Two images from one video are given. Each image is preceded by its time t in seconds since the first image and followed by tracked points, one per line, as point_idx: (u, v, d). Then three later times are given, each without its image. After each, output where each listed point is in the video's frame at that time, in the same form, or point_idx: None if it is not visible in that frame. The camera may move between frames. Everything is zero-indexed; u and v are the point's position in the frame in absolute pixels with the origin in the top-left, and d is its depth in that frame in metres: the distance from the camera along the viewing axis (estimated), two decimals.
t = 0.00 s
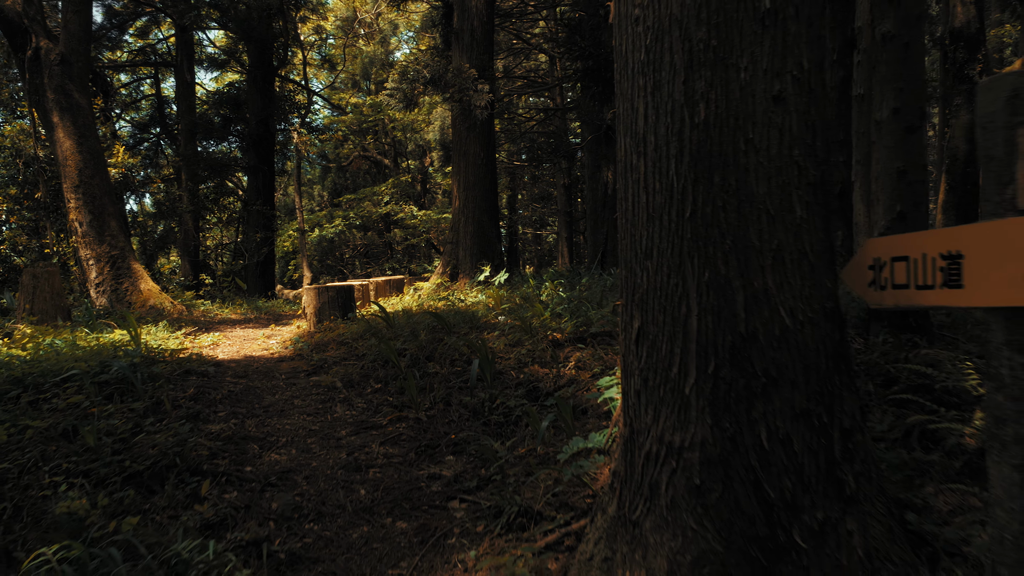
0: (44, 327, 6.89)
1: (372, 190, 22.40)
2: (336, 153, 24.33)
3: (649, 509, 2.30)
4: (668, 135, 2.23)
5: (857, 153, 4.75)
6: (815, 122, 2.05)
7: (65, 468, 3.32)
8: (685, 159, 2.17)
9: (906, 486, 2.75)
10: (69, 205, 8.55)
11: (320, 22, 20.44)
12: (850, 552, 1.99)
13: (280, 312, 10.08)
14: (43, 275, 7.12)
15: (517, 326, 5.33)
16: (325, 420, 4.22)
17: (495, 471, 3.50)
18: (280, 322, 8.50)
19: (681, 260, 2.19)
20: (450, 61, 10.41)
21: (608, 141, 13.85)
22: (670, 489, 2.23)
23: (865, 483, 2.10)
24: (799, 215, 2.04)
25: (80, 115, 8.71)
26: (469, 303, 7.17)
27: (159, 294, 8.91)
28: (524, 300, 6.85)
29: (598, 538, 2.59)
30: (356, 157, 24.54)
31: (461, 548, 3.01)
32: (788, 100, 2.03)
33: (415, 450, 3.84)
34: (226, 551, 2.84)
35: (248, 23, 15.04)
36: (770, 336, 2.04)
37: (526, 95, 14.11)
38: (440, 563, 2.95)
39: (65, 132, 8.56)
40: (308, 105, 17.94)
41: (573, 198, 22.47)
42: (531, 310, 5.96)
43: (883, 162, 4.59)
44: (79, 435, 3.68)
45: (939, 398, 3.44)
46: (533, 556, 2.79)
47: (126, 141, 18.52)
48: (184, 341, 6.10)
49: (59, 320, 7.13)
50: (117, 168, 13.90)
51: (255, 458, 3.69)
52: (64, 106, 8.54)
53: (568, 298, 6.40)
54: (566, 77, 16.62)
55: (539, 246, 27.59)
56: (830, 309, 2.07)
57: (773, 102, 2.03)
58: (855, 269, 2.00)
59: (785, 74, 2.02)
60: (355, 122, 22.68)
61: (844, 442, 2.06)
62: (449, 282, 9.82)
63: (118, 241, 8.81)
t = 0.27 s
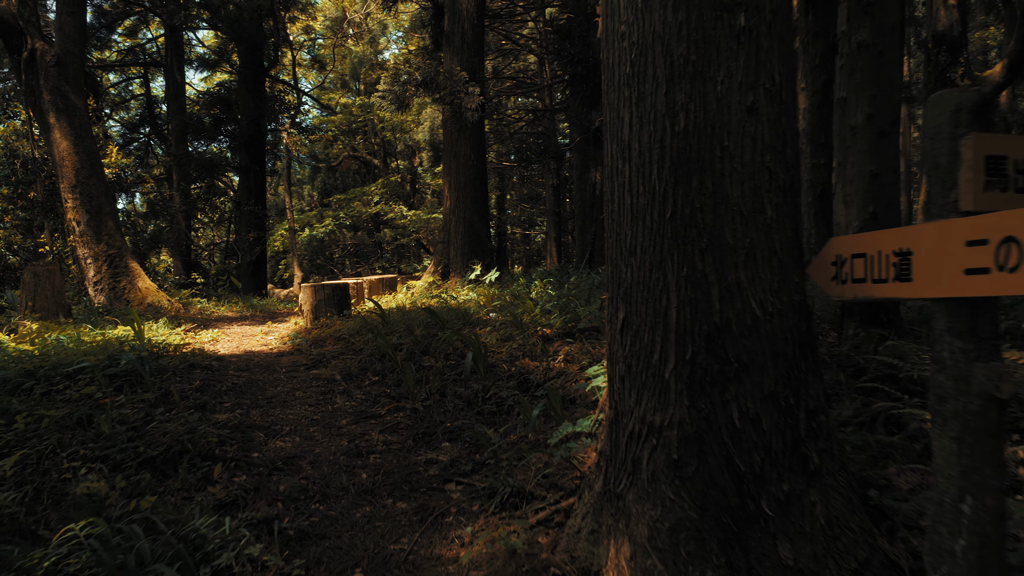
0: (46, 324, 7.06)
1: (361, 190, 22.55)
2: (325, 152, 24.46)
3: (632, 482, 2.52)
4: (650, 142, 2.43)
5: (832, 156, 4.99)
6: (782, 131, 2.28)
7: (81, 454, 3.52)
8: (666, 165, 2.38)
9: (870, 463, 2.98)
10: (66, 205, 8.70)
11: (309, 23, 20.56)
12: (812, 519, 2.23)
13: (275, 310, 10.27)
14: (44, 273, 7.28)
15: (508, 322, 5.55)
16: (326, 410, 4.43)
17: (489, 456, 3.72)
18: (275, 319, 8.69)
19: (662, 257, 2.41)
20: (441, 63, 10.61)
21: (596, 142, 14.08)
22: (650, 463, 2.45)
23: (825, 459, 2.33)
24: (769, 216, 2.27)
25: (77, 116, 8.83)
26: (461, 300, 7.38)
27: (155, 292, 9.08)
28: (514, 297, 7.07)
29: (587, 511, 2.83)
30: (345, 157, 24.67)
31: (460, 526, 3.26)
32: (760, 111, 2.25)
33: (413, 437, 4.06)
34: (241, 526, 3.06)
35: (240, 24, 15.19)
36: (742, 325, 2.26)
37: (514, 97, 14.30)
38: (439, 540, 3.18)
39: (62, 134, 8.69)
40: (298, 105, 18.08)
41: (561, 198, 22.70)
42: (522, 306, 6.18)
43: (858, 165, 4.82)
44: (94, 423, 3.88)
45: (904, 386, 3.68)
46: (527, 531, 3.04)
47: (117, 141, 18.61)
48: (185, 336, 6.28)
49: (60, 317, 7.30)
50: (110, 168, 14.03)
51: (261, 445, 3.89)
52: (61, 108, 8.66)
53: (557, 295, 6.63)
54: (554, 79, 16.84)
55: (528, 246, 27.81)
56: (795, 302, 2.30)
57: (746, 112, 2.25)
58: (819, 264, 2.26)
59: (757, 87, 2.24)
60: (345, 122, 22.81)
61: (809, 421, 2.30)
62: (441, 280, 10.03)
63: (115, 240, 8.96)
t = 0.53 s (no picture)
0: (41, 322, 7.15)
1: (349, 189, 22.63)
2: (313, 152, 24.51)
3: (617, 466, 2.68)
4: (633, 150, 2.59)
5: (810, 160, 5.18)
6: (755, 139, 2.47)
7: (86, 446, 3.66)
8: (647, 171, 2.54)
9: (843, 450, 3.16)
10: (61, 205, 8.78)
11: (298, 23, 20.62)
12: (784, 500, 2.40)
13: (265, 309, 10.36)
14: (39, 272, 7.37)
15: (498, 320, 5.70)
16: (321, 404, 4.57)
17: (480, 446, 3.88)
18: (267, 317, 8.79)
19: (644, 255, 2.56)
20: (430, 66, 10.75)
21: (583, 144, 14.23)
22: (633, 449, 2.61)
23: (797, 444, 2.50)
24: (743, 218, 2.45)
25: (71, 117, 8.90)
26: (451, 298, 7.53)
27: (147, 291, 9.16)
28: (503, 296, 7.23)
29: (574, 497, 3.00)
30: (333, 157, 24.74)
31: (453, 512, 3.42)
32: (735, 121, 2.43)
33: (406, 430, 4.21)
34: (244, 513, 3.21)
35: (230, 26, 15.28)
36: (718, 319, 2.43)
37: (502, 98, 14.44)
38: (433, 526, 3.34)
39: (56, 134, 8.76)
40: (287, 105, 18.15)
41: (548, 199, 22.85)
42: (510, 304, 6.34)
43: (835, 169, 5.01)
44: (98, 417, 4.01)
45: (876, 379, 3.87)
46: (517, 516, 3.21)
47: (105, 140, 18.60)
48: (180, 334, 6.40)
49: (55, 316, 7.39)
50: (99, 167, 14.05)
51: (260, 437, 4.03)
52: (55, 109, 8.72)
53: (545, 293, 6.79)
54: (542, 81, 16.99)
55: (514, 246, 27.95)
56: (768, 298, 2.48)
57: (722, 122, 2.42)
58: (790, 263, 2.44)
59: (732, 99, 2.42)
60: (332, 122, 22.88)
61: (781, 409, 2.47)
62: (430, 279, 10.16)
63: (108, 240, 9.04)
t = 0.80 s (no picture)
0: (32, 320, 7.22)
1: (333, 189, 22.66)
2: (297, 152, 24.52)
3: (600, 452, 2.81)
4: (614, 152, 2.72)
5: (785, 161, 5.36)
6: (728, 143, 2.63)
7: (86, 438, 3.77)
8: (628, 172, 2.68)
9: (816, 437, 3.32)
10: (51, 204, 8.83)
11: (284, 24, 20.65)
12: (758, 483, 2.56)
13: (252, 308, 10.42)
14: (30, 271, 7.43)
15: (485, 317, 5.85)
16: (313, 399, 4.69)
17: (469, 438, 4.02)
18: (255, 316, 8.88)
19: (625, 251, 2.70)
20: (417, 68, 10.87)
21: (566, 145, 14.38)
22: (615, 435, 2.75)
23: (769, 430, 2.66)
24: (717, 217, 2.61)
25: (63, 117, 8.93)
26: (438, 296, 7.65)
27: (136, 289, 9.22)
28: (489, 294, 7.36)
29: (559, 484, 3.14)
30: (317, 157, 24.76)
31: (443, 500, 3.55)
32: (708, 127, 2.59)
33: (397, 423, 4.34)
34: (244, 501, 3.34)
35: (218, 27, 15.31)
36: (694, 312, 2.58)
37: (487, 99, 14.55)
38: (424, 514, 3.48)
39: (47, 134, 8.79)
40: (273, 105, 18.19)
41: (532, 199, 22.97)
42: (496, 302, 6.48)
43: (809, 170, 5.20)
44: (96, 410, 4.12)
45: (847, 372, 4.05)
46: (506, 503, 3.35)
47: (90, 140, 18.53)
48: (171, 331, 6.48)
49: (46, 313, 7.45)
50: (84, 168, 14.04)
51: (254, 430, 4.14)
52: (47, 110, 8.76)
53: (529, 292, 6.93)
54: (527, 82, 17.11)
55: (498, 246, 28.07)
56: (741, 292, 2.64)
57: (697, 127, 2.58)
58: (761, 258, 2.62)
59: (706, 106, 2.58)
60: (317, 122, 22.91)
61: (754, 396, 2.63)
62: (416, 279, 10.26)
63: (98, 239, 9.08)
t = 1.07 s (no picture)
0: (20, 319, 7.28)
1: (316, 189, 22.67)
2: (280, 152, 24.51)
3: (582, 439, 2.97)
4: (593, 156, 2.88)
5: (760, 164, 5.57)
6: (699, 148, 2.81)
7: (84, 430, 3.89)
8: (606, 175, 2.84)
9: (787, 425, 3.50)
10: (38, 204, 8.88)
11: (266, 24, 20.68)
12: (730, 467, 2.74)
13: (237, 307, 10.49)
14: (19, 270, 7.50)
15: (470, 314, 6.00)
16: (303, 394, 4.82)
17: (456, 430, 4.17)
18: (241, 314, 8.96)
19: (605, 249, 2.86)
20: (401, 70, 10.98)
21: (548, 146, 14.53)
22: (596, 422, 2.91)
23: (740, 416, 2.83)
24: (690, 217, 2.79)
25: (51, 118, 8.98)
26: (422, 295, 7.78)
27: (122, 288, 9.28)
28: (473, 293, 7.51)
29: (542, 471, 3.30)
30: (299, 157, 24.77)
31: (431, 488, 3.70)
32: (681, 133, 2.77)
33: (386, 416, 4.48)
34: (240, 489, 3.48)
35: (203, 27, 15.34)
36: (669, 306, 2.76)
37: (470, 101, 14.67)
38: (413, 501, 3.63)
39: (35, 134, 8.84)
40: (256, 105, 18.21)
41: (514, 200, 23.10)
42: (480, 300, 6.63)
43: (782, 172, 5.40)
44: (92, 404, 4.23)
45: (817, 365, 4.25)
46: (492, 490, 3.50)
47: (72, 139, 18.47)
48: (160, 328, 6.58)
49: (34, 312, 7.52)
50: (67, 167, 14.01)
51: (247, 423, 4.27)
52: (35, 110, 8.81)
53: (513, 290, 7.08)
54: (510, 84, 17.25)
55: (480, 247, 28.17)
56: (713, 287, 2.82)
57: (670, 134, 2.76)
58: (731, 256, 2.80)
59: (679, 113, 2.76)
60: (299, 122, 22.93)
61: (726, 385, 2.81)
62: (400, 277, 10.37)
63: (84, 238, 9.13)
